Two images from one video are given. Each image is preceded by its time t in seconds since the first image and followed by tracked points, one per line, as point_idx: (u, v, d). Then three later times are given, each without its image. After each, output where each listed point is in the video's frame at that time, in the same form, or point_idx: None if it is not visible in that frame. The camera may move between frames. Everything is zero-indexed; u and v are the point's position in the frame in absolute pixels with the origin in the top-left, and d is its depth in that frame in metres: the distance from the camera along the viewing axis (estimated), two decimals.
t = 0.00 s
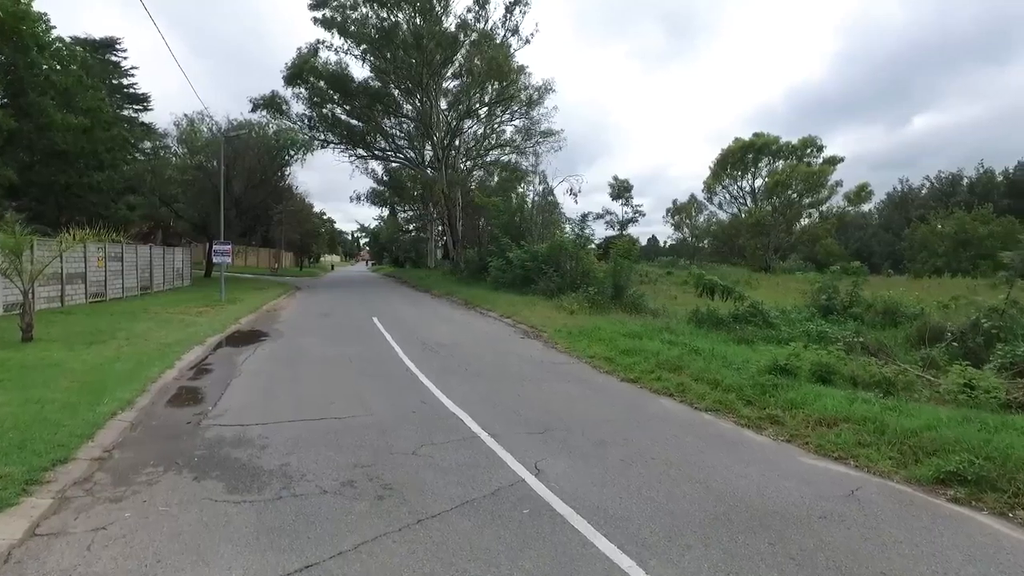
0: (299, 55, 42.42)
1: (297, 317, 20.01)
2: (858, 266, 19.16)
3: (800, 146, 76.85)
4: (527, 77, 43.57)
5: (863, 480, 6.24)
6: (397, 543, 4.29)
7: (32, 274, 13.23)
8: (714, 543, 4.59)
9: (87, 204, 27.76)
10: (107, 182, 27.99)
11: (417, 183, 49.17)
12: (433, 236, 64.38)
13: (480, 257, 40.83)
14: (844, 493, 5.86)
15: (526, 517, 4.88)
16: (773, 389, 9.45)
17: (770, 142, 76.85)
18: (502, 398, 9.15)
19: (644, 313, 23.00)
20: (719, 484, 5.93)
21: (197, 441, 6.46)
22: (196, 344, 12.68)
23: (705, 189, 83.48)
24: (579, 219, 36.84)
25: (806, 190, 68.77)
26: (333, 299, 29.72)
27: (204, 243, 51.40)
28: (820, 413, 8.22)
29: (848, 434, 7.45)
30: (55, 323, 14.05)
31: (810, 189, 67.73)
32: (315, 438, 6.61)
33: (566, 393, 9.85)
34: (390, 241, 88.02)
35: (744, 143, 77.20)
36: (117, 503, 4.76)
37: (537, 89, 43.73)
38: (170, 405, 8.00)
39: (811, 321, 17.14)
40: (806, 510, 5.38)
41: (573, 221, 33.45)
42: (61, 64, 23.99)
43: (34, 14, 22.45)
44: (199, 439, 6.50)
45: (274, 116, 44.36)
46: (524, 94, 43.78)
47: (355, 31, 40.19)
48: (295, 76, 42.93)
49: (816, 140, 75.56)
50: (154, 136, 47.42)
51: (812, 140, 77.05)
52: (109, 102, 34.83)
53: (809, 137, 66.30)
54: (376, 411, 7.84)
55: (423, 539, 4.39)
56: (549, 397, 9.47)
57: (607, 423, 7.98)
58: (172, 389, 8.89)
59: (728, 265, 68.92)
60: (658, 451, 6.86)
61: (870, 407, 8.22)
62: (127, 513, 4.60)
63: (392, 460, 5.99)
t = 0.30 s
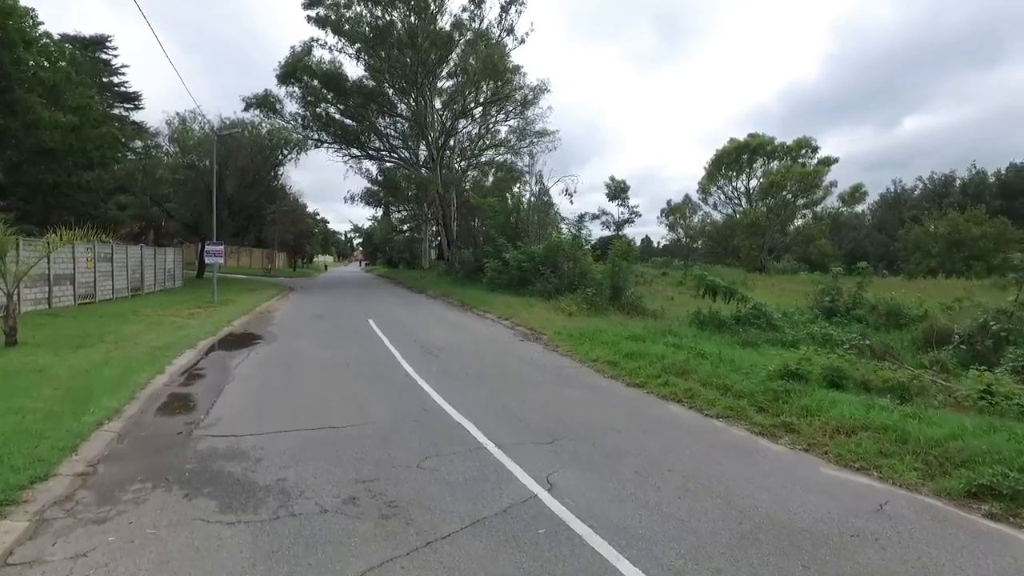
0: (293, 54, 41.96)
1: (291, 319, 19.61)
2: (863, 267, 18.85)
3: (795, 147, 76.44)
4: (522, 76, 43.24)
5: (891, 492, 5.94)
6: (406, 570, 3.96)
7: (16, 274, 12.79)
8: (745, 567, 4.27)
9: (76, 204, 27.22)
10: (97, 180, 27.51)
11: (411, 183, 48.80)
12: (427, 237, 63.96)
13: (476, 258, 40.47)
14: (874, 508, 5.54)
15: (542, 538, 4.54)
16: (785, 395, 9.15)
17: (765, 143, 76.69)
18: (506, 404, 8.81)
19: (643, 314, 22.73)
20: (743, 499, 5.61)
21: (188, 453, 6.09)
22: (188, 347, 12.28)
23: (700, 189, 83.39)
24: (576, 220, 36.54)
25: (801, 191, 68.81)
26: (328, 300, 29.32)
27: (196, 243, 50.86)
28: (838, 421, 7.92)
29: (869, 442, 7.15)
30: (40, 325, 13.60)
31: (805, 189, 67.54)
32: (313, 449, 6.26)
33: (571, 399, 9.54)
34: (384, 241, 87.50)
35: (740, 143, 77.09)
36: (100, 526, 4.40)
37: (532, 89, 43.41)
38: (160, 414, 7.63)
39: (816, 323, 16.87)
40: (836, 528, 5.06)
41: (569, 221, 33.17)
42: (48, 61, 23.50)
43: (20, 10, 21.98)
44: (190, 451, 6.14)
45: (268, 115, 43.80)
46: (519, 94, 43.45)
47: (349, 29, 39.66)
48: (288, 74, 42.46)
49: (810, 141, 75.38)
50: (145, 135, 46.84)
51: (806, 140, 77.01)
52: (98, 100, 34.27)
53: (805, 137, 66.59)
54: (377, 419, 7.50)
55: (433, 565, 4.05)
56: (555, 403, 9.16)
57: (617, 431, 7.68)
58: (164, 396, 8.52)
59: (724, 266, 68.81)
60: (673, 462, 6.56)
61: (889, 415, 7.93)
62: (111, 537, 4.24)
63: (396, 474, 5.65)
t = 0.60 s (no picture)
0: (285, 52, 41.52)
1: (286, 321, 19.19)
2: (870, 269, 18.56)
3: (789, 148, 76.72)
4: (516, 77, 42.93)
5: (924, 507, 5.62)
6: None
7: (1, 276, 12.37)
8: None
9: (63, 202, 27.28)
10: (85, 180, 27.03)
11: (405, 183, 48.41)
12: (420, 237, 63.51)
13: (471, 258, 40.13)
14: (910, 525, 5.20)
15: (564, 564, 4.18)
16: (800, 400, 8.87)
17: (759, 143, 76.75)
18: (512, 411, 8.48)
19: (641, 316, 22.47)
20: (769, 516, 5.28)
21: (178, 467, 5.72)
22: (179, 352, 11.86)
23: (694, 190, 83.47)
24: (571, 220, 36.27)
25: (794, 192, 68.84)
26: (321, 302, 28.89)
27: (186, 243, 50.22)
28: (858, 429, 7.63)
29: (893, 451, 6.85)
30: (27, 329, 13.17)
31: (798, 190, 67.70)
32: (312, 463, 5.88)
33: (578, 404, 9.21)
34: (377, 242, 87.00)
35: (734, 144, 77.13)
36: (82, 555, 4.01)
37: (526, 89, 43.11)
38: (149, 423, 7.23)
39: (820, 326, 16.61)
40: (875, 548, 4.73)
41: (565, 221, 32.85)
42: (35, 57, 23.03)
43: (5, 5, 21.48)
44: (180, 465, 5.75)
45: (260, 114, 43.37)
46: (512, 94, 43.15)
47: (343, 27, 39.40)
48: (281, 73, 42.01)
49: (804, 142, 75.53)
50: (135, 134, 46.24)
51: (800, 142, 77.12)
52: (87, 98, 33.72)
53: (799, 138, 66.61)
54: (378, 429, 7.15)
55: None
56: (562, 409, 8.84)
57: (630, 440, 7.35)
58: (154, 405, 8.12)
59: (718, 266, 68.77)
60: (693, 474, 6.23)
61: (911, 422, 7.64)
62: (94, 567, 3.87)
63: (402, 492, 5.27)
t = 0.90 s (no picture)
0: (278, 50, 41.03)
1: (279, 323, 18.80)
2: (873, 270, 18.31)
3: (782, 148, 76.68)
4: (511, 76, 42.59)
5: (959, 521, 5.33)
6: None
7: None
8: None
9: (50, 201, 26.76)
10: (72, 179, 26.56)
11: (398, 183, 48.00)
12: (413, 238, 63.10)
13: (466, 259, 39.80)
14: (947, 541, 4.91)
15: None
16: (815, 405, 8.58)
17: (753, 143, 76.66)
18: (517, 419, 8.14)
19: (640, 318, 22.18)
20: (799, 532, 4.98)
21: (168, 481, 5.35)
22: (170, 355, 11.47)
23: (688, 190, 83.36)
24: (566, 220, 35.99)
25: (788, 192, 68.61)
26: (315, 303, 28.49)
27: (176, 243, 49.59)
28: (877, 436, 7.35)
29: (918, 460, 6.57)
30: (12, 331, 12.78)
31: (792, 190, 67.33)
32: (312, 477, 5.53)
33: (583, 411, 8.89)
34: (370, 242, 86.45)
35: (728, 144, 77.02)
36: None
37: (520, 89, 42.78)
38: (138, 432, 6.87)
39: (823, 327, 16.39)
40: (915, 569, 4.43)
41: (560, 221, 32.55)
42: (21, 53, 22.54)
43: None
44: (171, 478, 5.40)
45: (252, 113, 42.91)
46: (507, 94, 42.81)
47: (336, 26, 38.96)
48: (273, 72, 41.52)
49: (797, 142, 75.51)
50: (125, 132, 45.63)
51: (793, 142, 77.13)
52: (75, 95, 33.13)
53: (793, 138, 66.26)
54: (380, 437, 6.81)
55: None
56: (569, 416, 8.52)
57: (642, 449, 7.05)
58: (143, 412, 7.75)
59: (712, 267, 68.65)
60: (713, 486, 5.92)
61: (931, 429, 7.37)
62: None
63: (408, 508, 4.92)
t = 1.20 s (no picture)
0: (269, 48, 40.53)
1: (271, 325, 18.37)
2: (877, 271, 18.05)
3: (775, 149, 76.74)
4: (505, 76, 42.24)
5: (1002, 541, 5.01)
6: None
7: None
8: None
9: (34, 200, 26.12)
10: (59, 177, 26.06)
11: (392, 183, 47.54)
12: (406, 238, 62.65)
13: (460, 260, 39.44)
14: (993, 564, 4.59)
15: None
16: (832, 412, 8.26)
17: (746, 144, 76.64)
18: (524, 428, 7.78)
19: (639, 320, 21.88)
20: (836, 554, 4.65)
21: (155, 500, 4.96)
22: (159, 360, 11.03)
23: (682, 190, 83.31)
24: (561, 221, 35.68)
25: (782, 193, 68.56)
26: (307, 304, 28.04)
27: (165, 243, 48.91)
28: (901, 445, 7.04)
29: (947, 472, 6.25)
30: None
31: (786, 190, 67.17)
32: (310, 494, 5.15)
33: (590, 418, 8.55)
34: (362, 242, 85.81)
35: (721, 145, 76.98)
36: None
37: (514, 89, 42.43)
38: (123, 444, 6.45)
39: (827, 329, 16.12)
40: None
41: (555, 221, 32.21)
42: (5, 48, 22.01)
43: None
44: (159, 497, 5.02)
45: (243, 111, 42.39)
46: (500, 94, 42.46)
47: (329, 24, 38.50)
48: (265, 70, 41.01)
49: (790, 143, 75.59)
50: (113, 131, 44.94)
51: (786, 143, 77.21)
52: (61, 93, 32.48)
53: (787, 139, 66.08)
54: (382, 449, 6.42)
55: None
56: (576, 424, 8.18)
57: (658, 461, 6.70)
58: (130, 421, 7.35)
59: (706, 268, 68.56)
60: (739, 502, 5.60)
61: (956, 438, 7.07)
62: None
63: (416, 529, 4.56)
